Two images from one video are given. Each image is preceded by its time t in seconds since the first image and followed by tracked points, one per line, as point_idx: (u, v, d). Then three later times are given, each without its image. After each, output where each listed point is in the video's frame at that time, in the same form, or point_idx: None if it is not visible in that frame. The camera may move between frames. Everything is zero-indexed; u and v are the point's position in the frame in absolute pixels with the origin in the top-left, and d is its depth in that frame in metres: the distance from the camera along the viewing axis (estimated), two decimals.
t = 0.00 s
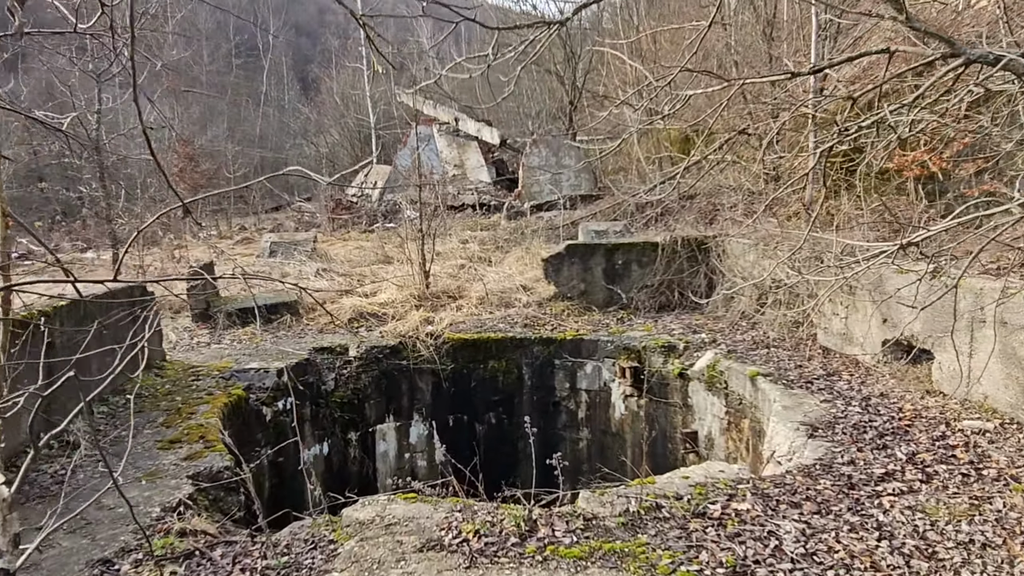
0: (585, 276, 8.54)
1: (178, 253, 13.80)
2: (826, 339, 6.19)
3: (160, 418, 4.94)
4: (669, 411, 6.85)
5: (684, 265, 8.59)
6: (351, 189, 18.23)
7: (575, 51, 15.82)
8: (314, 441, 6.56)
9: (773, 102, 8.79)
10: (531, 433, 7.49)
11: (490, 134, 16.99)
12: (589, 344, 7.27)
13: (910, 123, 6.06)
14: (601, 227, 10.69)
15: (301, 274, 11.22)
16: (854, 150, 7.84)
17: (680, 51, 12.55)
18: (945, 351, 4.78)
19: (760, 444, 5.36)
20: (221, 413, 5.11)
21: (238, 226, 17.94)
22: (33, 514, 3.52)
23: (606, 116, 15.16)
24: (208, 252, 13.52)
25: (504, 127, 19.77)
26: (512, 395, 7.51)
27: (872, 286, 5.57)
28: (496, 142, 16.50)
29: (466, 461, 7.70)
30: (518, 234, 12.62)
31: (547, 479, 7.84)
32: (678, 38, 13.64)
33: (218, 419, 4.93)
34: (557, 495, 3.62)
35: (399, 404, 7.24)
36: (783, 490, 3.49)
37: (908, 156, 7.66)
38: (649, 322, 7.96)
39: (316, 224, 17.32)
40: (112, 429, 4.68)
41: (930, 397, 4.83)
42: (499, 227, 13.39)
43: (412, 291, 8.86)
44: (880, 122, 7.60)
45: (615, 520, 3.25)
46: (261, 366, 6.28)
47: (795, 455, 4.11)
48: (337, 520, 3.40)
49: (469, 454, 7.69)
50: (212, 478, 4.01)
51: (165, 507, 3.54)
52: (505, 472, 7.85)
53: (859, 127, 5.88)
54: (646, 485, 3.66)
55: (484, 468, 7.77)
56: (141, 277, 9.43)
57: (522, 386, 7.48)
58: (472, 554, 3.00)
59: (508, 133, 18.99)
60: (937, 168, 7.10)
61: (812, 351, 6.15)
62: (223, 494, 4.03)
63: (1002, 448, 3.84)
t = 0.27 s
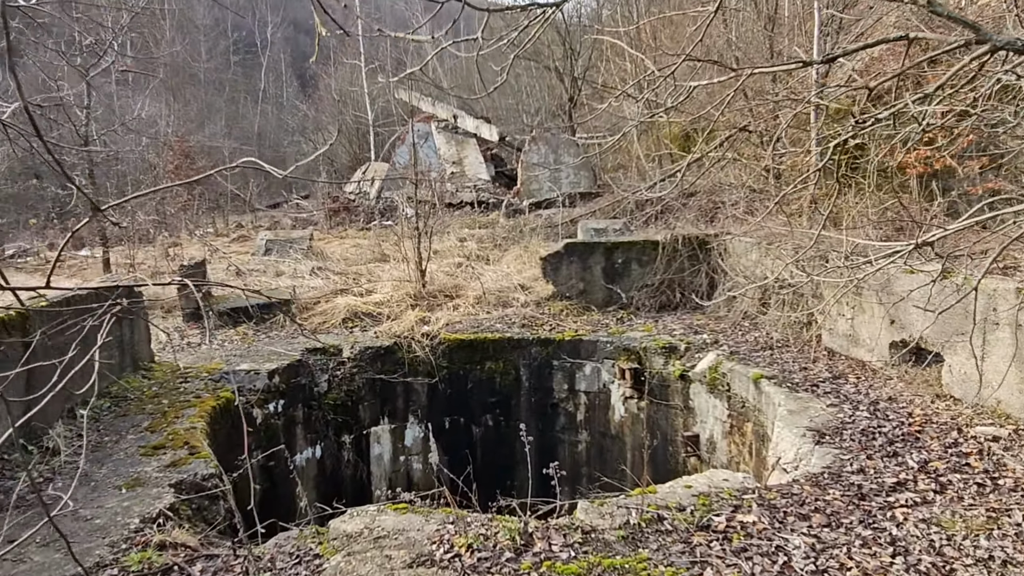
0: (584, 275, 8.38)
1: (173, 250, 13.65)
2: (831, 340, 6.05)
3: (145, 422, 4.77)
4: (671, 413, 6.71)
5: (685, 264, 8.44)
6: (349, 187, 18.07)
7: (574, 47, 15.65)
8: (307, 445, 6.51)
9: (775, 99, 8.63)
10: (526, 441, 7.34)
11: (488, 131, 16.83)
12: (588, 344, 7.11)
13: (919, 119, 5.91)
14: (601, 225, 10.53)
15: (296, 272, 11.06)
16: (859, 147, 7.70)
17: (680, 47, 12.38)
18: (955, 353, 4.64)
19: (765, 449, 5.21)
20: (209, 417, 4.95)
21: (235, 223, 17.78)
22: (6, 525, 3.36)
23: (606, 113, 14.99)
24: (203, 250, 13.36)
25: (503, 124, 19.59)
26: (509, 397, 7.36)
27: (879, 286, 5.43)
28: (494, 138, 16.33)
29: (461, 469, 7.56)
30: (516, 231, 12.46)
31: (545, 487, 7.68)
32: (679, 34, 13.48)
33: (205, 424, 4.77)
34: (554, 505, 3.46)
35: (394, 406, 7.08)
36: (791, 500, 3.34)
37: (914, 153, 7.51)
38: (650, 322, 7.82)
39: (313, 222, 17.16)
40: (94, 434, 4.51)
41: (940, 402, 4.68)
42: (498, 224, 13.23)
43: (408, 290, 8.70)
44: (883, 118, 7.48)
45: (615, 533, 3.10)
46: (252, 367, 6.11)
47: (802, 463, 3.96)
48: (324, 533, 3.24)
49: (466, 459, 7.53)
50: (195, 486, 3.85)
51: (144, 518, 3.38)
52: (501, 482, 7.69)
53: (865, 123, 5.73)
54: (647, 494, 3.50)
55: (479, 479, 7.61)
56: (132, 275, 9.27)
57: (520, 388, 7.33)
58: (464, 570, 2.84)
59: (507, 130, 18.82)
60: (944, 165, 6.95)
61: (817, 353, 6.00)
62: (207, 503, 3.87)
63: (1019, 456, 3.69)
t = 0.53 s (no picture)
0: (582, 270, 8.25)
1: (166, 245, 13.50)
2: (834, 337, 5.93)
3: (132, 422, 4.64)
4: (670, 411, 6.61)
5: (685, 259, 8.31)
6: (345, 181, 17.91)
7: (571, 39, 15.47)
8: (300, 444, 6.39)
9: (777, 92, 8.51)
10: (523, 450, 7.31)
11: (486, 125, 16.68)
12: (587, 341, 6.99)
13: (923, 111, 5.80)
14: (599, 219, 10.38)
15: (290, 267, 10.91)
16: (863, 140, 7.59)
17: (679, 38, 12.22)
18: (963, 352, 4.53)
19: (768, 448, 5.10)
20: (197, 417, 4.82)
21: (229, 217, 17.61)
22: None
23: (604, 106, 14.84)
24: (197, 244, 13.21)
25: (500, 117, 19.42)
26: (506, 394, 7.24)
27: (884, 282, 5.33)
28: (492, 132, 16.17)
29: (457, 469, 7.46)
30: (514, 226, 12.32)
31: (542, 487, 7.57)
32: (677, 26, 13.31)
33: (194, 424, 4.64)
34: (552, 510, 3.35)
35: (389, 404, 6.96)
36: (798, 506, 3.23)
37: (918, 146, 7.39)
38: (649, 319, 7.70)
39: (309, 216, 16.99)
40: (78, 436, 4.38)
41: (948, 402, 4.57)
42: (495, 219, 13.08)
43: (403, 286, 8.57)
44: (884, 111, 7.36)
45: (616, 542, 2.97)
46: (243, 365, 5.97)
47: (808, 465, 3.85)
48: (313, 541, 3.12)
49: (462, 458, 7.42)
50: (180, 491, 3.73)
51: (126, 526, 3.25)
52: (497, 487, 7.62)
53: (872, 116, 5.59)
54: (648, 499, 3.39)
55: (474, 485, 7.55)
56: (124, 270, 9.13)
57: (517, 385, 7.22)
58: None
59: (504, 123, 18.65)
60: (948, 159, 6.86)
61: (820, 350, 5.89)
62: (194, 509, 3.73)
63: None
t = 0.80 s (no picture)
0: (581, 262, 8.13)
1: (161, 236, 13.35)
2: (839, 331, 5.84)
3: (121, 419, 4.52)
4: (672, 405, 6.51)
5: (686, 251, 8.20)
6: (342, 172, 17.74)
7: (570, 28, 15.29)
8: (295, 439, 6.26)
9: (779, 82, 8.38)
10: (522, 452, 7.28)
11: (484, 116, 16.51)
12: (586, 334, 6.88)
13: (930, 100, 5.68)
14: (598, 210, 10.26)
15: (285, 259, 10.77)
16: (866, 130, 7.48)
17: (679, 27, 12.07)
18: (973, 346, 4.44)
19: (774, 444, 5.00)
20: (189, 414, 4.70)
21: (225, 209, 17.44)
22: None
23: (603, 96, 14.68)
24: (191, 236, 13.05)
25: (497, 107, 19.24)
26: (505, 388, 7.14)
27: (890, 275, 5.24)
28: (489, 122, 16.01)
29: (456, 466, 7.37)
30: (512, 217, 12.18)
31: (542, 482, 7.48)
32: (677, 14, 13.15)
33: (185, 421, 4.52)
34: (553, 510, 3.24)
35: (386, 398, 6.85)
36: (808, 506, 3.12)
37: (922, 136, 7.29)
38: (650, 311, 7.60)
39: (305, 207, 16.82)
40: (64, 432, 4.25)
41: (957, 397, 4.48)
42: (493, 210, 12.94)
43: (400, 278, 8.44)
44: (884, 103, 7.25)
45: (620, 545, 2.87)
46: (236, 359, 5.85)
47: (816, 463, 3.76)
48: (305, 544, 3.01)
49: (460, 454, 7.33)
50: (169, 490, 3.62)
51: (112, 528, 3.13)
52: (497, 485, 7.54)
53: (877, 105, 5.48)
54: (653, 499, 3.28)
55: (474, 485, 7.47)
56: (117, 262, 8.99)
57: (515, 379, 7.12)
58: None
59: (502, 114, 18.49)
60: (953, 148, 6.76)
61: (825, 344, 5.80)
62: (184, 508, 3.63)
63: None
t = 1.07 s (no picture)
0: (584, 253, 8.02)
1: (161, 227, 13.27)
2: (847, 323, 5.74)
3: (115, 415, 4.43)
4: (676, 398, 6.43)
5: (690, 241, 8.08)
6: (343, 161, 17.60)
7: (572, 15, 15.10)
8: (294, 432, 6.13)
9: (785, 69, 8.24)
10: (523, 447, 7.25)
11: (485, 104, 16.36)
12: (589, 326, 6.79)
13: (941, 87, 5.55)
14: (601, 200, 10.13)
15: (286, 249, 10.68)
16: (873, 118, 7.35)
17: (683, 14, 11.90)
18: (985, 339, 4.34)
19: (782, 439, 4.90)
20: (185, 408, 4.61)
21: (225, 199, 17.34)
22: None
23: (606, 84, 14.52)
24: (191, 226, 12.96)
25: (499, 96, 19.06)
26: (507, 381, 7.06)
27: (900, 266, 5.13)
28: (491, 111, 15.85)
29: (457, 461, 7.29)
30: (514, 207, 12.06)
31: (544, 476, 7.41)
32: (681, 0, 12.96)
33: (181, 416, 4.42)
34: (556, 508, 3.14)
35: (386, 391, 6.78)
36: (820, 505, 3.03)
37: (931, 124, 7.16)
38: (653, 303, 7.50)
39: (306, 197, 16.69)
40: (57, 428, 4.17)
41: (969, 392, 4.38)
42: (495, 199, 12.82)
43: (401, 270, 8.35)
44: (890, 90, 7.13)
45: (625, 546, 2.78)
46: (234, 352, 5.76)
47: (827, 459, 3.68)
48: (301, 544, 2.93)
49: (462, 447, 7.25)
50: (164, 487, 3.54)
51: (104, 528, 3.05)
52: (499, 480, 7.47)
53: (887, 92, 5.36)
54: (659, 497, 3.19)
55: (475, 482, 7.41)
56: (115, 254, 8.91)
57: (518, 372, 7.04)
58: None
59: (504, 103, 18.32)
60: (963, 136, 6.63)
61: (832, 337, 5.70)
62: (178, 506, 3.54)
63: None
